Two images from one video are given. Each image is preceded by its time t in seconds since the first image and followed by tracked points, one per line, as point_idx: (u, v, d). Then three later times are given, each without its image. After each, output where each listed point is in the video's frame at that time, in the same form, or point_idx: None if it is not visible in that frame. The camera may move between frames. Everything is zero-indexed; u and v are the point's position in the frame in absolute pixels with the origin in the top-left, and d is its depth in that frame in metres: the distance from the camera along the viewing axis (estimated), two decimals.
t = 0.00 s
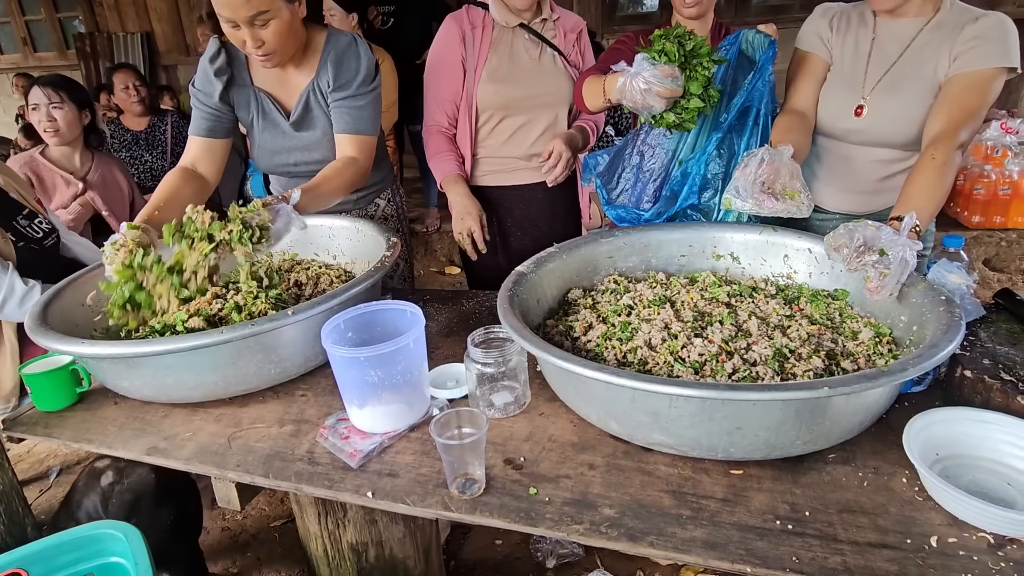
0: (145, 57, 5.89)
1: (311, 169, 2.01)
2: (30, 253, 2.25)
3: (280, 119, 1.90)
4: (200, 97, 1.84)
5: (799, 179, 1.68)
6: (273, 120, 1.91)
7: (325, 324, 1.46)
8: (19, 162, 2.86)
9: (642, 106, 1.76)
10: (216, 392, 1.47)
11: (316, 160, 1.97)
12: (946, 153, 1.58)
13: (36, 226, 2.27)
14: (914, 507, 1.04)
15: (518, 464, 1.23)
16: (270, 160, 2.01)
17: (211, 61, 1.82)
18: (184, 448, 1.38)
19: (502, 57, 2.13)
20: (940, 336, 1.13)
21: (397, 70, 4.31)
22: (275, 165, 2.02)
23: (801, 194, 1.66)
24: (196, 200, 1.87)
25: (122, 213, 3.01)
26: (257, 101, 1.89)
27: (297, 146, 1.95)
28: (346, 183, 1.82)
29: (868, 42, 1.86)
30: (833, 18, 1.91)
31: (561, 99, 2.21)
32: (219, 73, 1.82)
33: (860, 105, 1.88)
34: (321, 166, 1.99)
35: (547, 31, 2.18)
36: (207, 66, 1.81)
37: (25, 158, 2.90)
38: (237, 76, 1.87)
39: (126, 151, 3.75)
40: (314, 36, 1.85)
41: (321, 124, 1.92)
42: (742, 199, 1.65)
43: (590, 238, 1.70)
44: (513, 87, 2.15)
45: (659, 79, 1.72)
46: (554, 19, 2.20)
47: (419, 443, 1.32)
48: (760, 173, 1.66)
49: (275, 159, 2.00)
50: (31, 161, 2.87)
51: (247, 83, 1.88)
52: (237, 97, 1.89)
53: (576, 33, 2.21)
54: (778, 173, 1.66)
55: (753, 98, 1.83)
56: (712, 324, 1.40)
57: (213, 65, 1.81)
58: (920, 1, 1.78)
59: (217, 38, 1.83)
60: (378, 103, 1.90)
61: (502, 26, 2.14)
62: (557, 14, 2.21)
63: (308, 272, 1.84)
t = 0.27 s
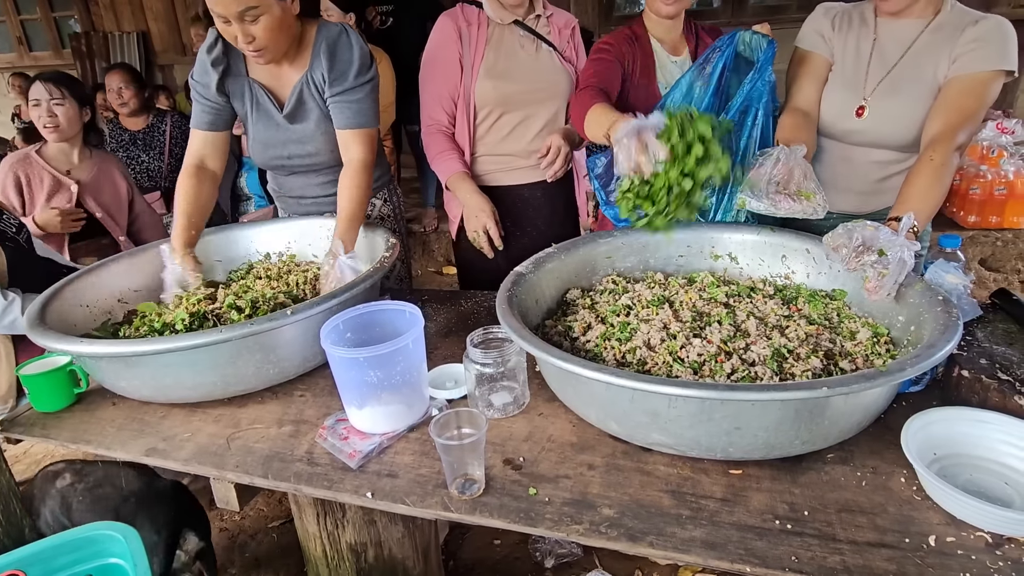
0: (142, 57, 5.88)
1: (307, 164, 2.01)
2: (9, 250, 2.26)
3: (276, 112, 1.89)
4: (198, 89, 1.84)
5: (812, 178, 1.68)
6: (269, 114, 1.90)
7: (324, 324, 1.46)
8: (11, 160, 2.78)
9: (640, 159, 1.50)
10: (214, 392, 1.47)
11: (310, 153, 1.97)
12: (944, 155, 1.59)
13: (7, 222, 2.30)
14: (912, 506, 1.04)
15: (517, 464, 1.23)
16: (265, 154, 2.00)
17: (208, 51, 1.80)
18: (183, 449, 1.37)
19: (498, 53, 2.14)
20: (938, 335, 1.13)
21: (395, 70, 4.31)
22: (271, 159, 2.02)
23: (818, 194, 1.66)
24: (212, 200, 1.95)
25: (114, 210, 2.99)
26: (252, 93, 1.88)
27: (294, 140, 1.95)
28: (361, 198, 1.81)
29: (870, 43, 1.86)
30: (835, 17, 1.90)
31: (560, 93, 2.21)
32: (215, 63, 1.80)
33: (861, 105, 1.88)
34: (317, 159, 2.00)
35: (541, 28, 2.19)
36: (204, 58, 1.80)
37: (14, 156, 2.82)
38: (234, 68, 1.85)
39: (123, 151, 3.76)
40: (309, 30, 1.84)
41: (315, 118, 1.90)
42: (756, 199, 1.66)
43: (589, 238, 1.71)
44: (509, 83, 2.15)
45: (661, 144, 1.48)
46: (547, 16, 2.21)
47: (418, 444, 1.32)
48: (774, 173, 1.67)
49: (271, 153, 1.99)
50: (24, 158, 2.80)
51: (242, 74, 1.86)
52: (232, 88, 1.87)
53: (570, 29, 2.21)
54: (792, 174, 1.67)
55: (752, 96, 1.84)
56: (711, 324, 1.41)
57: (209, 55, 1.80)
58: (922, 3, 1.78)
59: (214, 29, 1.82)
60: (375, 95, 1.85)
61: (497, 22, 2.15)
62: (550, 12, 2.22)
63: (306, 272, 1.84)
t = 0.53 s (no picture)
0: (138, 56, 5.86)
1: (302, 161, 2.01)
2: None
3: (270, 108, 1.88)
4: (199, 88, 1.84)
5: (812, 181, 1.59)
6: (263, 109, 1.89)
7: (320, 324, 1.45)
8: (8, 158, 2.72)
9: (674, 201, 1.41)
10: (210, 392, 1.46)
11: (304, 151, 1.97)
12: (944, 153, 1.59)
13: None
14: (913, 504, 1.04)
15: (516, 463, 1.22)
16: (260, 151, 1.99)
17: (203, 48, 1.80)
18: (179, 449, 1.36)
19: (492, 49, 2.14)
20: (939, 333, 1.13)
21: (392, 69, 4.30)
22: (266, 156, 2.01)
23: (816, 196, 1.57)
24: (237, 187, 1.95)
25: (113, 212, 2.96)
26: (247, 89, 1.87)
27: (288, 136, 1.94)
28: (342, 189, 1.78)
29: (870, 40, 1.85)
30: (835, 14, 1.89)
31: (554, 88, 2.21)
32: (212, 59, 1.80)
33: (860, 103, 1.88)
34: (311, 156, 2.00)
35: (536, 25, 2.20)
36: (200, 54, 1.79)
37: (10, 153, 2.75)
38: (229, 65, 1.85)
39: (120, 151, 3.73)
40: (302, 26, 1.83)
41: (308, 116, 1.90)
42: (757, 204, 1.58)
43: (587, 237, 1.70)
44: (504, 79, 2.15)
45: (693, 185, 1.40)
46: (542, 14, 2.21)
47: (416, 443, 1.32)
48: (773, 178, 1.57)
49: (266, 150, 1.98)
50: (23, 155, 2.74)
51: (238, 70, 1.86)
52: (229, 83, 1.87)
53: (565, 26, 2.22)
54: (791, 177, 1.57)
55: (746, 96, 1.83)
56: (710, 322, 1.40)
57: (205, 52, 1.80)
58: None
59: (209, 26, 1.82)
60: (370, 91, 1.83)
61: (491, 20, 2.16)
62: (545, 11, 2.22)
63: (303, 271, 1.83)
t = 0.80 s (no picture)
0: (131, 55, 5.82)
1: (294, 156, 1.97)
2: None
3: (261, 101, 1.86)
4: (192, 81, 1.87)
5: (801, 188, 1.65)
6: (254, 102, 1.87)
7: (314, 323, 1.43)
8: (3, 157, 2.69)
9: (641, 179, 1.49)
10: (203, 392, 1.44)
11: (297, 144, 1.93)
12: (942, 149, 1.58)
13: None
14: (913, 501, 1.03)
15: (513, 462, 1.21)
16: (251, 145, 1.97)
17: (196, 42, 1.82)
18: (171, 450, 1.35)
19: (483, 45, 2.14)
20: (938, 329, 1.12)
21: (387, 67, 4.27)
22: (257, 151, 1.98)
23: (806, 204, 1.63)
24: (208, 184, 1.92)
25: (107, 213, 2.93)
26: (238, 83, 1.86)
27: (278, 130, 1.91)
28: (347, 175, 1.76)
29: (867, 37, 1.85)
30: (832, 10, 1.89)
31: (546, 85, 2.18)
32: (202, 52, 1.82)
33: (857, 99, 1.87)
34: (303, 149, 1.95)
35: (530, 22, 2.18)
36: (193, 48, 1.81)
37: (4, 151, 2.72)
38: (222, 59, 1.86)
39: (113, 150, 3.69)
40: (294, 20, 1.82)
41: (301, 106, 1.88)
42: (743, 209, 1.65)
43: (584, 234, 1.69)
44: (495, 75, 2.14)
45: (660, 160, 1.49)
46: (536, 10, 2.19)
47: (411, 442, 1.30)
48: (763, 183, 1.62)
49: (257, 145, 1.96)
50: (18, 154, 2.71)
51: (229, 65, 1.86)
52: (221, 77, 1.87)
53: (561, 23, 2.19)
54: (781, 184, 1.62)
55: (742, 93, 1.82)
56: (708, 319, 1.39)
57: (197, 46, 1.81)
58: None
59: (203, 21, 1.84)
60: (366, 84, 1.84)
61: (483, 16, 2.15)
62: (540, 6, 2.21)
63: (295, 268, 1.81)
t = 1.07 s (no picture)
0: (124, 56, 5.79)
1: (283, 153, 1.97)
2: None
3: (251, 99, 1.85)
4: (183, 75, 1.85)
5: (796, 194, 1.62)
6: (245, 100, 1.86)
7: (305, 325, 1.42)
8: None
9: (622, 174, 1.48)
10: (194, 396, 1.43)
11: (286, 142, 1.94)
12: (935, 148, 1.58)
13: None
14: (907, 503, 1.03)
15: (505, 465, 1.20)
16: (241, 142, 1.97)
17: (190, 37, 1.81)
18: (161, 454, 1.33)
19: (473, 45, 2.14)
20: (932, 329, 1.12)
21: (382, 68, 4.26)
22: (246, 148, 1.98)
23: (797, 211, 1.61)
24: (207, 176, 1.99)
25: (100, 214, 2.96)
26: (230, 79, 1.84)
27: (269, 129, 1.91)
28: (343, 182, 1.78)
29: (860, 36, 1.84)
30: (826, 10, 1.88)
31: (535, 86, 2.17)
32: (196, 47, 1.80)
33: (849, 99, 1.87)
34: (292, 148, 1.96)
35: (521, 22, 2.18)
36: (186, 43, 1.80)
37: None
38: (216, 55, 1.84)
39: (105, 151, 3.64)
40: (285, 18, 1.79)
41: (291, 104, 1.85)
42: (735, 217, 1.64)
43: (577, 235, 1.68)
44: (483, 75, 2.14)
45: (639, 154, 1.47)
46: (529, 9, 2.18)
47: (404, 445, 1.29)
48: (754, 190, 1.61)
49: (246, 142, 1.96)
50: (11, 156, 2.70)
51: (222, 61, 1.84)
52: (213, 72, 1.85)
53: (553, 23, 2.18)
54: (773, 189, 1.61)
55: (733, 93, 1.82)
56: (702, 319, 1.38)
57: (190, 41, 1.80)
58: None
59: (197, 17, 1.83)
60: (355, 78, 1.79)
61: (474, 16, 2.15)
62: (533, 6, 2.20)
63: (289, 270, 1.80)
